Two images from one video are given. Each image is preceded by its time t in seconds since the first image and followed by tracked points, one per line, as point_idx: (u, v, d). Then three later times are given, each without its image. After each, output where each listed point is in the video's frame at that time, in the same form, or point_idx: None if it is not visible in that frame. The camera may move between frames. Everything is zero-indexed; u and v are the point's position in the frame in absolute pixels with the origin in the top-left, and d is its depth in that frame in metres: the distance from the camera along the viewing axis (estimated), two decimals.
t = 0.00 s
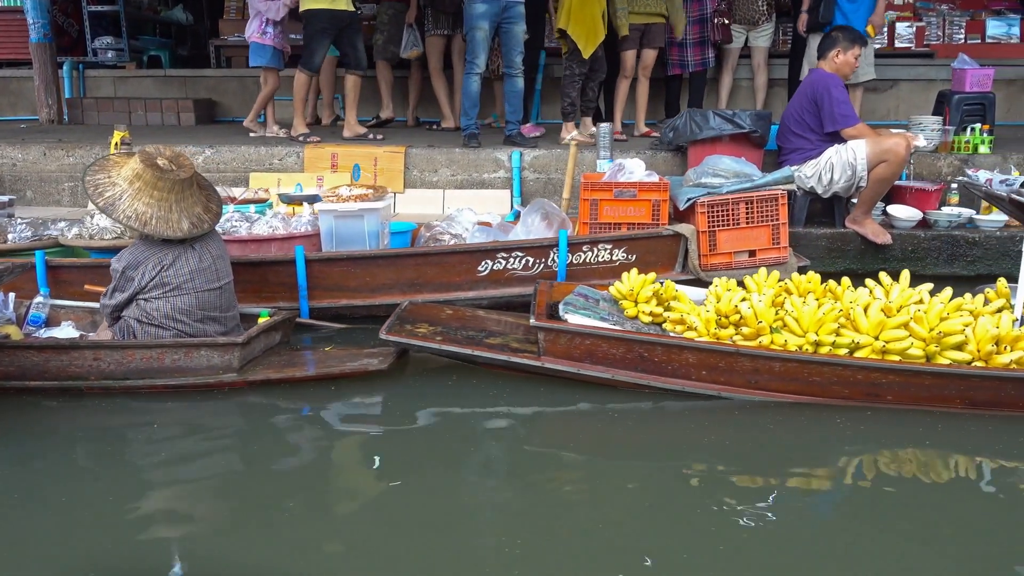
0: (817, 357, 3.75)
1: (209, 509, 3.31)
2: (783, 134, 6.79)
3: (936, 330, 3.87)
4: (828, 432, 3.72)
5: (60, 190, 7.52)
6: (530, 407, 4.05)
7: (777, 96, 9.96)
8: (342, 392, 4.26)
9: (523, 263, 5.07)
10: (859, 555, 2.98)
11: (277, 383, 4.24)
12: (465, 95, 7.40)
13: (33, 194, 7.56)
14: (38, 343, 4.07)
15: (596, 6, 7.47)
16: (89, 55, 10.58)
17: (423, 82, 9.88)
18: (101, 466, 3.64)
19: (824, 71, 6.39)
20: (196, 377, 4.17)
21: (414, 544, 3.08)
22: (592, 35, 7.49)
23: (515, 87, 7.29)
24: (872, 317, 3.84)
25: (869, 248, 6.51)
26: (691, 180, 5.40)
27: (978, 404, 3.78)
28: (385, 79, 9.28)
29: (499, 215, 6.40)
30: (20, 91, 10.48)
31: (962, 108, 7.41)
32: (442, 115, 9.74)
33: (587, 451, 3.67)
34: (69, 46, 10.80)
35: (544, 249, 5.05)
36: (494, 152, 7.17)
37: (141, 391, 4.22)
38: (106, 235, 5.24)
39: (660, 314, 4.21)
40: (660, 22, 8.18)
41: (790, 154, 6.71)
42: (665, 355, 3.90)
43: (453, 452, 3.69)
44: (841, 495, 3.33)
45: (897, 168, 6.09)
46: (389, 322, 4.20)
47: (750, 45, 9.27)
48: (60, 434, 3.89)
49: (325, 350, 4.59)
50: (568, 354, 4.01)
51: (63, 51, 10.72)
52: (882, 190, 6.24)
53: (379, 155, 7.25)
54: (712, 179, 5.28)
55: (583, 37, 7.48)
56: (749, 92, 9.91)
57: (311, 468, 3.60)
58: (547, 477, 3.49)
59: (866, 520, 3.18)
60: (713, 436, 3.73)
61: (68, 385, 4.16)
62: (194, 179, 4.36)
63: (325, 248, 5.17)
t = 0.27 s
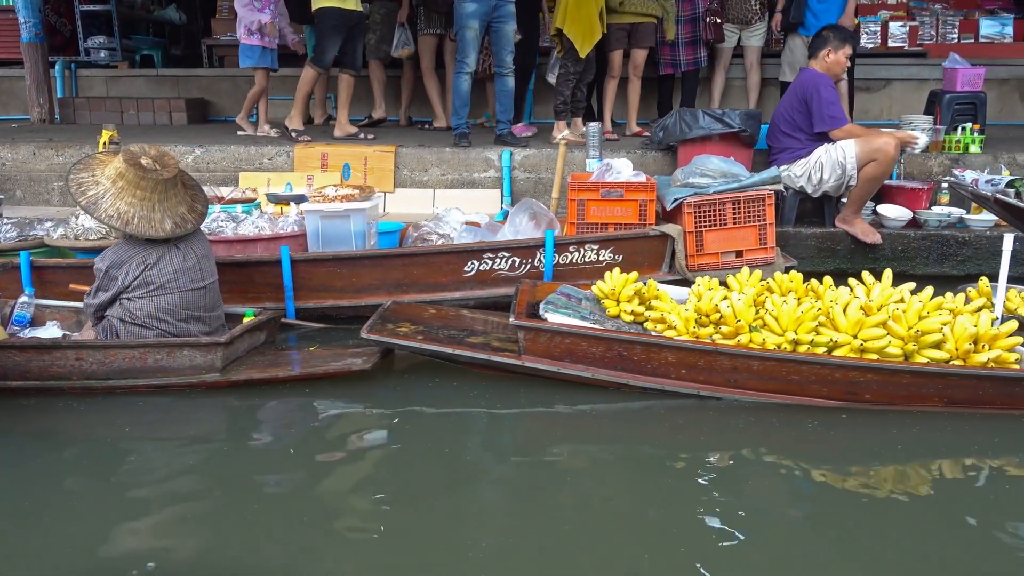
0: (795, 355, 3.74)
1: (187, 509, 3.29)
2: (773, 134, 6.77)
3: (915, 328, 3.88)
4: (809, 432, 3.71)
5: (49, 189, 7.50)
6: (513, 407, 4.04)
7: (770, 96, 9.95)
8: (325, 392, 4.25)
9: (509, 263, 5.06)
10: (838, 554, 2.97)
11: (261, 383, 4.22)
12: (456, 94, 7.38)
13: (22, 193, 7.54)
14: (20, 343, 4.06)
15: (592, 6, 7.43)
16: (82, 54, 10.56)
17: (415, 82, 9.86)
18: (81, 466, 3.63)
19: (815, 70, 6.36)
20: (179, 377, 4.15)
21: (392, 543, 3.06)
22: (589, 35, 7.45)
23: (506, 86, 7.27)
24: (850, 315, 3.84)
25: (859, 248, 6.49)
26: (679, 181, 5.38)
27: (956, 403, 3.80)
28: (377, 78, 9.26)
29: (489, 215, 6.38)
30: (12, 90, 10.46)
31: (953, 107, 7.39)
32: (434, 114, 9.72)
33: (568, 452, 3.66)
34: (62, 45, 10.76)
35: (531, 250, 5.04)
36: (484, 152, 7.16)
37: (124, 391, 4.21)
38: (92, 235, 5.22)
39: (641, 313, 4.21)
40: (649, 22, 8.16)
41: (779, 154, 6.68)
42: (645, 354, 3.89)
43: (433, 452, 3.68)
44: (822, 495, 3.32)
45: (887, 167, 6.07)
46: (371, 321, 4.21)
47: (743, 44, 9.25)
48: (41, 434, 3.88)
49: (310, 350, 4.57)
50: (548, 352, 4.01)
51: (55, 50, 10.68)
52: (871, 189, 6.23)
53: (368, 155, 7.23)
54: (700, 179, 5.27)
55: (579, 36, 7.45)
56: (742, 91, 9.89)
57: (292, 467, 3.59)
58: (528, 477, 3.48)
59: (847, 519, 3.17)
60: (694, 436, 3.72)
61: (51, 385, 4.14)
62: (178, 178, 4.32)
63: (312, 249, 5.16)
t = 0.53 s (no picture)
0: (775, 356, 3.73)
1: (165, 509, 3.27)
2: (764, 134, 6.73)
3: (895, 329, 3.86)
4: (793, 433, 3.70)
5: (39, 189, 7.48)
6: (498, 408, 4.02)
7: (763, 95, 9.92)
8: (309, 392, 4.23)
9: (497, 263, 5.04)
10: (824, 556, 2.96)
11: (245, 383, 4.20)
12: (447, 93, 7.35)
13: (12, 192, 7.51)
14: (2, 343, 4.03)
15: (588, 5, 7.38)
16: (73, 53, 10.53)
17: (408, 81, 9.83)
18: (61, 465, 3.61)
19: (806, 70, 6.32)
20: (162, 377, 4.13)
21: (369, 545, 3.05)
22: (584, 34, 7.41)
23: (497, 85, 7.24)
24: (832, 315, 3.82)
25: (850, 247, 6.48)
26: (667, 180, 5.36)
27: (938, 404, 3.78)
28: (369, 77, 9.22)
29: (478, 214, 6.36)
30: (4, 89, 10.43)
31: (946, 106, 7.37)
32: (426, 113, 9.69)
33: (551, 452, 3.64)
34: (54, 44, 10.72)
35: (518, 250, 5.02)
36: (475, 151, 7.13)
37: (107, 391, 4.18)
38: (77, 235, 5.20)
39: (624, 313, 4.20)
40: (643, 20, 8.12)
41: (770, 153, 6.65)
42: (626, 354, 3.87)
43: (416, 452, 3.66)
44: (805, 497, 3.30)
45: (878, 167, 6.04)
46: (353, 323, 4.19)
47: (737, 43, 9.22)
48: (22, 433, 3.85)
49: (295, 350, 4.55)
50: (530, 353, 3.99)
51: (48, 49, 10.65)
52: (863, 189, 6.21)
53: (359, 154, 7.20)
54: (688, 179, 5.25)
55: (574, 35, 7.39)
56: (736, 90, 9.87)
57: (274, 467, 3.56)
58: (510, 478, 3.46)
59: (827, 521, 3.16)
60: (677, 436, 3.71)
61: (33, 385, 4.11)
62: (162, 177, 4.28)
63: (298, 249, 5.14)
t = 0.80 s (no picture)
0: (758, 356, 3.72)
1: (144, 510, 3.25)
2: (756, 133, 6.69)
3: (879, 329, 3.86)
4: (778, 434, 3.68)
5: (29, 188, 7.45)
6: (483, 409, 3.99)
7: (758, 94, 9.90)
8: (294, 392, 4.20)
9: (485, 263, 5.01)
10: (806, 559, 2.93)
11: (229, 384, 4.17)
12: (438, 92, 7.32)
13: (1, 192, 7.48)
14: None
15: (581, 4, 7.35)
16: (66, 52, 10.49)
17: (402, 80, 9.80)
18: (41, 467, 3.58)
19: (797, 69, 6.29)
20: (145, 378, 4.10)
21: (348, 546, 3.02)
22: (576, 33, 7.38)
23: (489, 84, 7.21)
24: (815, 315, 3.80)
25: (842, 247, 6.46)
26: (657, 180, 5.34)
27: (922, 404, 3.76)
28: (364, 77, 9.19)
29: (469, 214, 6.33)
30: None
31: (939, 105, 7.35)
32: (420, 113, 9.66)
33: (535, 454, 3.61)
34: (47, 43, 10.67)
35: (507, 250, 4.99)
36: (466, 150, 7.11)
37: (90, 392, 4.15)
38: (63, 235, 5.17)
39: (609, 313, 4.18)
40: (637, 19, 8.07)
41: (762, 153, 6.62)
42: (609, 354, 3.85)
43: (399, 453, 3.63)
44: (788, 499, 3.28)
45: (870, 166, 6.02)
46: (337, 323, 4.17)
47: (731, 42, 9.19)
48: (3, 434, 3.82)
49: (281, 351, 4.52)
50: (513, 353, 3.97)
51: (41, 48, 10.60)
52: (854, 188, 6.18)
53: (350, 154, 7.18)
54: (678, 179, 5.23)
55: (565, 34, 7.38)
56: (730, 90, 9.85)
57: (256, 468, 3.54)
58: (493, 479, 3.44)
59: (809, 523, 3.14)
60: (661, 437, 3.69)
61: (15, 387, 4.08)
62: (146, 177, 4.25)
63: (286, 249, 5.11)
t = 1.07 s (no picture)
0: (738, 356, 3.70)
1: (120, 511, 3.23)
2: (746, 132, 6.68)
3: (859, 329, 3.84)
4: (760, 434, 3.66)
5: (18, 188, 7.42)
6: (465, 409, 3.97)
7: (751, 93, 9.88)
8: (277, 393, 4.17)
9: (472, 264, 5.00)
10: (784, 559, 2.91)
11: (212, 384, 4.15)
12: (429, 91, 7.29)
13: None
14: None
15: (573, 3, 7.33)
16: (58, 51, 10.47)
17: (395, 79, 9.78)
18: (20, 467, 3.55)
19: (787, 68, 6.27)
20: (127, 379, 4.08)
21: (324, 546, 3.00)
22: (567, 32, 7.36)
23: (480, 83, 7.18)
24: (795, 315, 3.79)
25: (833, 246, 6.44)
26: (645, 180, 5.32)
27: (903, 404, 3.75)
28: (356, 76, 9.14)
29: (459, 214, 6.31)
30: None
31: (931, 104, 7.33)
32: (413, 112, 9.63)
33: (516, 454, 3.59)
34: (39, 41, 10.63)
35: (494, 251, 4.97)
36: (457, 150, 7.08)
37: (72, 393, 4.13)
38: (48, 235, 5.15)
39: (592, 313, 4.17)
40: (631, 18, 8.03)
41: (752, 152, 6.60)
42: (589, 354, 3.84)
43: (380, 453, 3.61)
44: (769, 499, 3.26)
45: (860, 165, 6.00)
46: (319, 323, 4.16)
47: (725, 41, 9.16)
48: None
49: (265, 351, 4.51)
50: (493, 353, 3.96)
51: (33, 46, 10.55)
52: (845, 187, 6.17)
53: (340, 153, 7.15)
54: (666, 179, 5.21)
55: (556, 33, 7.36)
56: (724, 89, 9.83)
57: (235, 469, 3.51)
58: (473, 480, 3.42)
59: (790, 523, 3.12)
60: (644, 438, 3.67)
61: None
62: (129, 177, 4.23)
63: (272, 249, 5.09)
